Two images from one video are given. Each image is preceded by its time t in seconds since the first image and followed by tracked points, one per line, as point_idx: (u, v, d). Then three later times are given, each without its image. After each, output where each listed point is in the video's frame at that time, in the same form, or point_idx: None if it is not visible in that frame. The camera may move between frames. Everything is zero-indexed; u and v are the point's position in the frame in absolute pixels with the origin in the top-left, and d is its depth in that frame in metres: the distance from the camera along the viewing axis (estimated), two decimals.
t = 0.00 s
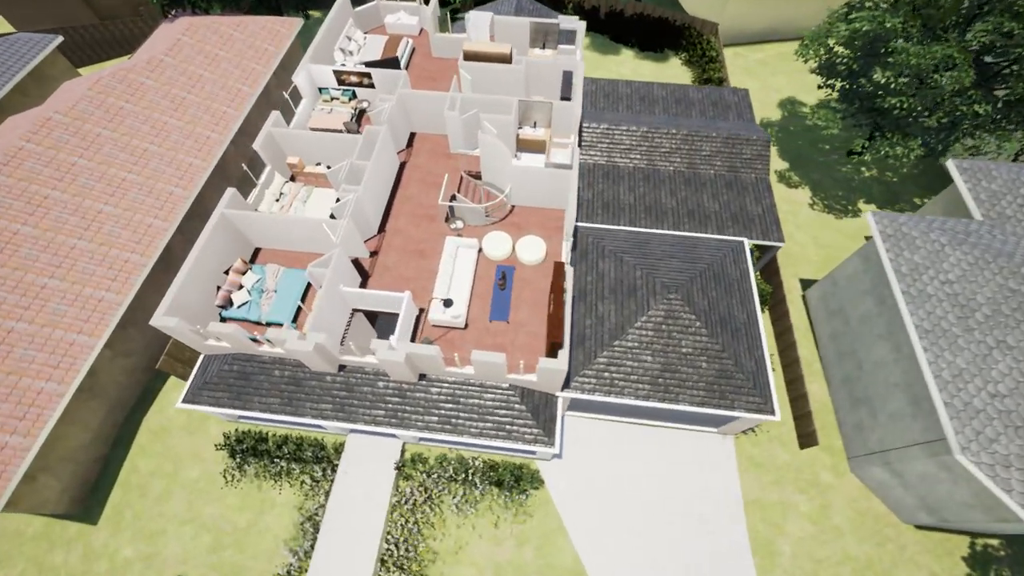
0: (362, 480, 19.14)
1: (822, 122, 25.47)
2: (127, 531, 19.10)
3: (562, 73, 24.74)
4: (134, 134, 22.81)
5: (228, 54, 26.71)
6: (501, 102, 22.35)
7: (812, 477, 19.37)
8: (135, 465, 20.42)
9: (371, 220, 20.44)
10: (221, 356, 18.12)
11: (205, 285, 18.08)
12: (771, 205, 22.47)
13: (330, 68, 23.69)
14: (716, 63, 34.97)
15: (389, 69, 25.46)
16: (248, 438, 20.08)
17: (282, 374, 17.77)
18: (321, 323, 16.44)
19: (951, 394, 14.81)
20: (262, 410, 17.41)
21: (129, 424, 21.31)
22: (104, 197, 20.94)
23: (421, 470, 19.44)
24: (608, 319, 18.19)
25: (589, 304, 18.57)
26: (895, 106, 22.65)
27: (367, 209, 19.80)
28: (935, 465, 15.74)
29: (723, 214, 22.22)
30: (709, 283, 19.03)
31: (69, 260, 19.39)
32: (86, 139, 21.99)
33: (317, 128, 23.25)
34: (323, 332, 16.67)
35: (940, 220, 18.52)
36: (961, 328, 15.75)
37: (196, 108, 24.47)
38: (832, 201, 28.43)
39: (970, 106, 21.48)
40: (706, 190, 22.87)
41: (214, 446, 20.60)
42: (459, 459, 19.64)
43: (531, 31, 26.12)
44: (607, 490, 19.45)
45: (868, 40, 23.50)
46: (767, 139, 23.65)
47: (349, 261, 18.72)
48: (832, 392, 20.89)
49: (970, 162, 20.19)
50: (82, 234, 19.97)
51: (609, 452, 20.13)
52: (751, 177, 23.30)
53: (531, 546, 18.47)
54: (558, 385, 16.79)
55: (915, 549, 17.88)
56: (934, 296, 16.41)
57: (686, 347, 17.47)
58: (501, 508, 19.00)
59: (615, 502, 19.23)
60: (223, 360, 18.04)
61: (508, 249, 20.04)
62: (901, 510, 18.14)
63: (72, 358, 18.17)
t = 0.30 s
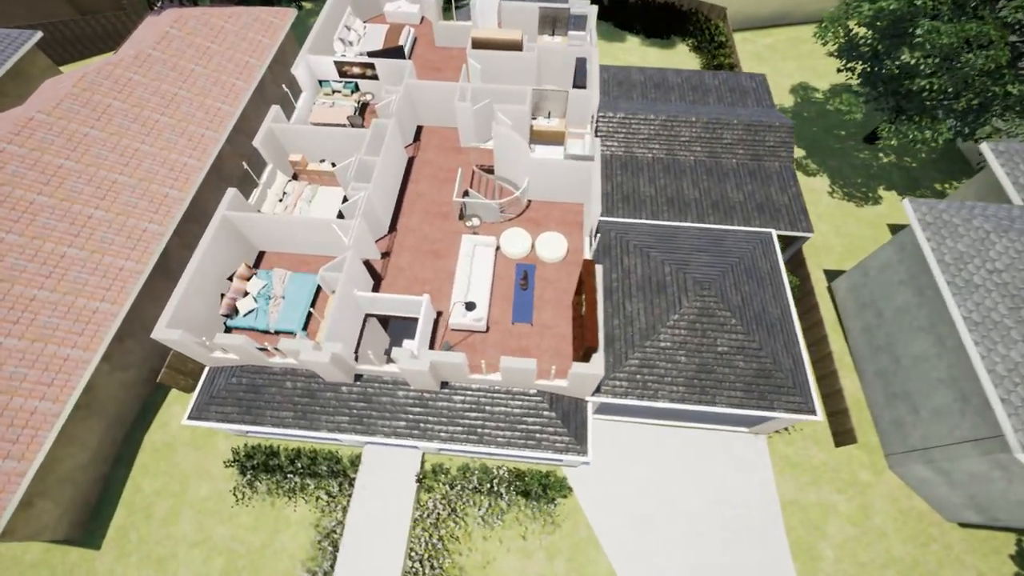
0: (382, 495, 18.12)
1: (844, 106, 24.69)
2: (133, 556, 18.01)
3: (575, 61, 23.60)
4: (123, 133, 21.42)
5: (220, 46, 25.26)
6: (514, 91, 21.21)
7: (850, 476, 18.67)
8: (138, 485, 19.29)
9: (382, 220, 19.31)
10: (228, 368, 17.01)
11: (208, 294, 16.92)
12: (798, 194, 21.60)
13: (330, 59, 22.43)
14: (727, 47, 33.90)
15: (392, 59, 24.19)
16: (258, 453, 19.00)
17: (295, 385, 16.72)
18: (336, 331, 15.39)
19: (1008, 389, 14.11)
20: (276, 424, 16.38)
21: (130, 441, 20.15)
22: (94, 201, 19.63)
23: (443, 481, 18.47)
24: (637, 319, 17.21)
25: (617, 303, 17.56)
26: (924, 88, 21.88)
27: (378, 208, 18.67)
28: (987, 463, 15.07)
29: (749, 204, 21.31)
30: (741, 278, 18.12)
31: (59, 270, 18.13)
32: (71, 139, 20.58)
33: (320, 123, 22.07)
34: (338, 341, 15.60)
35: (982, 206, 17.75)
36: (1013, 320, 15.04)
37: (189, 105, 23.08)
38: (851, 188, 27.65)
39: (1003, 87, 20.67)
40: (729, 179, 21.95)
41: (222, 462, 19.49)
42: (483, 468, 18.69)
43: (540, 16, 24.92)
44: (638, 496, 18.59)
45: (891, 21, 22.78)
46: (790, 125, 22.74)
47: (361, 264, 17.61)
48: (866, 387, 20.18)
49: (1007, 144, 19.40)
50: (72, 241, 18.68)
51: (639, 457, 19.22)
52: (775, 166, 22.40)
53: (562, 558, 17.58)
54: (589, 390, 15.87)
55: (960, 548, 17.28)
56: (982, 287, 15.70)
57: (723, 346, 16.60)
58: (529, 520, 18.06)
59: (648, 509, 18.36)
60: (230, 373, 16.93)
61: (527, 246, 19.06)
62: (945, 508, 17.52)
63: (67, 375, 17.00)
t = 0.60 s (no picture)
0: (403, 510, 17.24)
1: (867, 91, 23.88)
2: None
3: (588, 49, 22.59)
4: (113, 133, 20.15)
5: (213, 39, 23.95)
6: (529, 81, 20.17)
7: (888, 476, 18.03)
8: (142, 505, 18.27)
9: (394, 220, 18.27)
10: (237, 381, 16.02)
11: (213, 303, 15.88)
12: (824, 183, 20.81)
13: (332, 50, 21.29)
14: (737, 33, 32.97)
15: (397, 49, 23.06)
16: (270, 470, 18.04)
17: (309, 398, 15.76)
18: (353, 341, 14.44)
19: None
20: (289, 440, 15.40)
21: (132, 459, 19.12)
22: (85, 205, 18.44)
23: (467, 493, 17.61)
24: (667, 319, 16.34)
25: (645, 303, 16.66)
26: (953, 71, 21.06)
27: (390, 207, 17.61)
28: None
29: (774, 195, 20.47)
30: (774, 273, 17.30)
31: (50, 280, 16.99)
32: (57, 140, 19.29)
33: (323, 118, 20.99)
34: (355, 350, 14.61)
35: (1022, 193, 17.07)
36: None
37: (183, 101, 21.84)
38: (870, 176, 26.93)
39: None
40: (753, 170, 21.10)
41: (231, 479, 18.51)
42: (507, 479, 17.87)
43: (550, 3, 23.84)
44: (670, 503, 17.80)
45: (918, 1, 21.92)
46: (814, 113, 21.91)
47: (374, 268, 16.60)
48: (899, 383, 19.52)
49: None
50: (63, 250, 17.53)
51: (670, 462, 18.41)
52: (799, 155, 21.59)
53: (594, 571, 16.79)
54: (621, 396, 15.01)
55: (1005, 548, 16.72)
56: None
57: (759, 345, 15.80)
58: (558, 532, 17.24)
59: (680, 516, 17.58)
60: (239, 387, 15.92)
61: (547, 244, 18.10)
62: (987, 507, 16.94)
63: (63, 393, 15.95)
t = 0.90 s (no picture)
0: (424, 527, 16.44)
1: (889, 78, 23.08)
2: None
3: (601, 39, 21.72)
4: (104, 134, 19.03)
5: (206, 33, 22.77)
6: (543, 73, 19.22)
7: (925, 478, 17.44)
8: (148, 527, 17.37)
9: (405, 221, 17.32)
10: (246, 397, 15.12)
11: (218, 314, 14.92)
12: (850, 175, 20.06)
13: (334, 43, 20.31)
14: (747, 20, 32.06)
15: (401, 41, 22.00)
16: (282, 487, 17.17)
17: (323, 412, 14.89)
18: (370, 353, 13.54)
19: None
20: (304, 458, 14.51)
21: (135, 478, 18.20)
22: (77, 212, 17.38)
23: (490, 507, 16.80)
24: (698, 322, 15.55)
25: (673, 305, 15.85)
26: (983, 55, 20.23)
27: (403, 208, 16.66)
28: None
29: (800, 188, 19.69)
30: (807, 270, 16.55)
31: (42, 293, 15.97)
32: (44, 143, 18.15)
33: (326, 115, 20.00)
34: (372, 362, 13.71)
35: None
36: None
37: (177, 100, 20.72)
38: (889, 167, 26.23)
39: None
40: (776, 162, 20.30)
41: (241, 498, 17.63)
42: (532, 491, 17.06)
43: None
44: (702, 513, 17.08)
45: None
46: (837, 101, 21.12)
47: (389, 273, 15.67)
48: (932, 381, 18.91)
49: None
50: (55, 260, 16.51)
51: (700, 469, 17.66)
52: (823, 146, 20.83)
53: None
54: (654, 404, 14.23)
55: None
56: None
57: (797, 347, 15.12)
58: (588, 546, 16.47)
59: (713, 525, 16.85)
60: (249, 403, 15.01)
61: (568, 244, 17.19)
62: None
63: (60, 413, 15.02)
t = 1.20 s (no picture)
0: (443, 545, 15.76)
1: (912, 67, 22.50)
2: None
3: (613, 31, 20.93)
4: (95, 138, 18.05)
5: (200, 29, 21.73)
6: (557, 66, 18.40)
7: (959, 482, 16.89)
8: (152, 550, 16.56)
9: (417, 225, 16.52)
10: (255, 413, 14.32)
11: (223, 328, 14.09)
12: (875, 169, 19.38)
13: (336, 38, 19.39)
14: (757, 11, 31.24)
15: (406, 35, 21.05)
16: (294, 507, 16.42)
17: (338, 429, 14.15)
18: (387, 367, 12.75)
19: None
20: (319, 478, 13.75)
21: (138, 498, 17.37)
22: (69, 221, 16.44)
23: (511, 522, 16.14)
24: (727, 326, 14.86)
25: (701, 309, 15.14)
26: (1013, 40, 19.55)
27: (415, 212, 15.84)
28: None
29: (824, 183, 19.01)
30: (838, 270, 15.91)
31: (34, 307, 15.07)
32: (32, 147, 17.15)
33: (329, 114, 19.12)
34: (390, 377, 12.94)
35: None
36: None
37: (171, 100, 19.75)
38: (906, 159, 25.60)
39: None
40: (798, 156, 19.59)
41: (250, 518, 16.85)
42: (555, 504, 16.46)
43: None
44: (731, 524, 16.44)
45: None
46: (859, 93, 20.42)
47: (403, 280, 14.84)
48: (962, 380, 18.36)
49: None
50: (47, 272, 15.61)
51: (727, 477, 17.06)
52: (845, 139, 20.15)
53: None
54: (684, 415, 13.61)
55: None
56: None
57: (833, 351, 14.48)
58: (615, 562, 15.82)
59: (743, 537, 16.20)
60: (258, 420, 14.24)
61: (587, 247, 16.41)
62: None
63: (58, 434, 14.19)
